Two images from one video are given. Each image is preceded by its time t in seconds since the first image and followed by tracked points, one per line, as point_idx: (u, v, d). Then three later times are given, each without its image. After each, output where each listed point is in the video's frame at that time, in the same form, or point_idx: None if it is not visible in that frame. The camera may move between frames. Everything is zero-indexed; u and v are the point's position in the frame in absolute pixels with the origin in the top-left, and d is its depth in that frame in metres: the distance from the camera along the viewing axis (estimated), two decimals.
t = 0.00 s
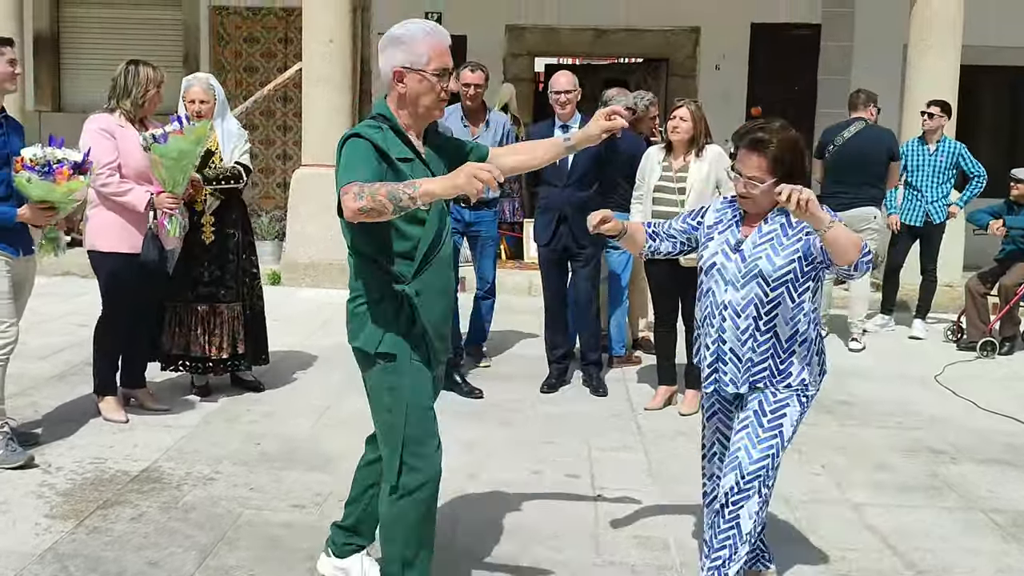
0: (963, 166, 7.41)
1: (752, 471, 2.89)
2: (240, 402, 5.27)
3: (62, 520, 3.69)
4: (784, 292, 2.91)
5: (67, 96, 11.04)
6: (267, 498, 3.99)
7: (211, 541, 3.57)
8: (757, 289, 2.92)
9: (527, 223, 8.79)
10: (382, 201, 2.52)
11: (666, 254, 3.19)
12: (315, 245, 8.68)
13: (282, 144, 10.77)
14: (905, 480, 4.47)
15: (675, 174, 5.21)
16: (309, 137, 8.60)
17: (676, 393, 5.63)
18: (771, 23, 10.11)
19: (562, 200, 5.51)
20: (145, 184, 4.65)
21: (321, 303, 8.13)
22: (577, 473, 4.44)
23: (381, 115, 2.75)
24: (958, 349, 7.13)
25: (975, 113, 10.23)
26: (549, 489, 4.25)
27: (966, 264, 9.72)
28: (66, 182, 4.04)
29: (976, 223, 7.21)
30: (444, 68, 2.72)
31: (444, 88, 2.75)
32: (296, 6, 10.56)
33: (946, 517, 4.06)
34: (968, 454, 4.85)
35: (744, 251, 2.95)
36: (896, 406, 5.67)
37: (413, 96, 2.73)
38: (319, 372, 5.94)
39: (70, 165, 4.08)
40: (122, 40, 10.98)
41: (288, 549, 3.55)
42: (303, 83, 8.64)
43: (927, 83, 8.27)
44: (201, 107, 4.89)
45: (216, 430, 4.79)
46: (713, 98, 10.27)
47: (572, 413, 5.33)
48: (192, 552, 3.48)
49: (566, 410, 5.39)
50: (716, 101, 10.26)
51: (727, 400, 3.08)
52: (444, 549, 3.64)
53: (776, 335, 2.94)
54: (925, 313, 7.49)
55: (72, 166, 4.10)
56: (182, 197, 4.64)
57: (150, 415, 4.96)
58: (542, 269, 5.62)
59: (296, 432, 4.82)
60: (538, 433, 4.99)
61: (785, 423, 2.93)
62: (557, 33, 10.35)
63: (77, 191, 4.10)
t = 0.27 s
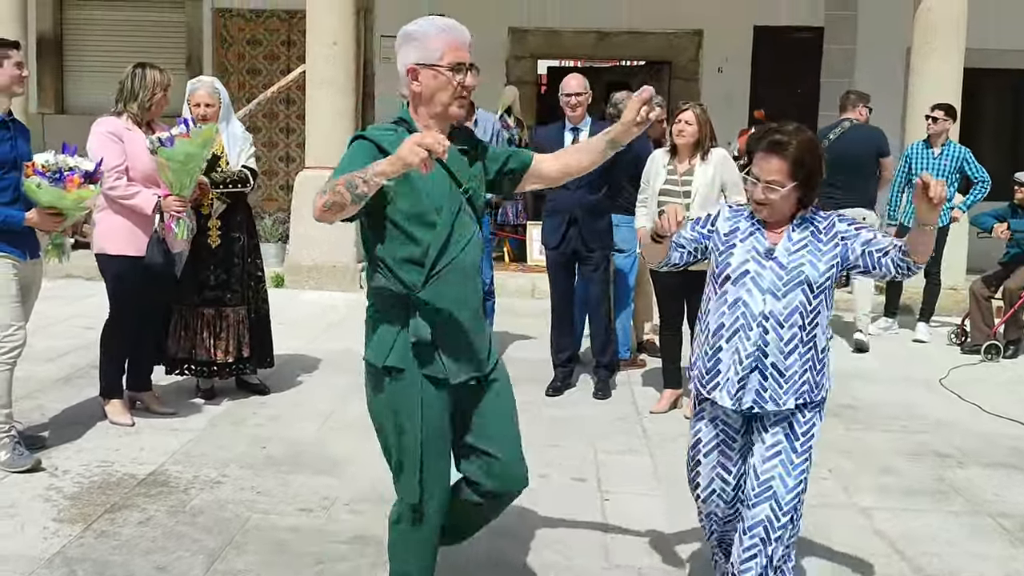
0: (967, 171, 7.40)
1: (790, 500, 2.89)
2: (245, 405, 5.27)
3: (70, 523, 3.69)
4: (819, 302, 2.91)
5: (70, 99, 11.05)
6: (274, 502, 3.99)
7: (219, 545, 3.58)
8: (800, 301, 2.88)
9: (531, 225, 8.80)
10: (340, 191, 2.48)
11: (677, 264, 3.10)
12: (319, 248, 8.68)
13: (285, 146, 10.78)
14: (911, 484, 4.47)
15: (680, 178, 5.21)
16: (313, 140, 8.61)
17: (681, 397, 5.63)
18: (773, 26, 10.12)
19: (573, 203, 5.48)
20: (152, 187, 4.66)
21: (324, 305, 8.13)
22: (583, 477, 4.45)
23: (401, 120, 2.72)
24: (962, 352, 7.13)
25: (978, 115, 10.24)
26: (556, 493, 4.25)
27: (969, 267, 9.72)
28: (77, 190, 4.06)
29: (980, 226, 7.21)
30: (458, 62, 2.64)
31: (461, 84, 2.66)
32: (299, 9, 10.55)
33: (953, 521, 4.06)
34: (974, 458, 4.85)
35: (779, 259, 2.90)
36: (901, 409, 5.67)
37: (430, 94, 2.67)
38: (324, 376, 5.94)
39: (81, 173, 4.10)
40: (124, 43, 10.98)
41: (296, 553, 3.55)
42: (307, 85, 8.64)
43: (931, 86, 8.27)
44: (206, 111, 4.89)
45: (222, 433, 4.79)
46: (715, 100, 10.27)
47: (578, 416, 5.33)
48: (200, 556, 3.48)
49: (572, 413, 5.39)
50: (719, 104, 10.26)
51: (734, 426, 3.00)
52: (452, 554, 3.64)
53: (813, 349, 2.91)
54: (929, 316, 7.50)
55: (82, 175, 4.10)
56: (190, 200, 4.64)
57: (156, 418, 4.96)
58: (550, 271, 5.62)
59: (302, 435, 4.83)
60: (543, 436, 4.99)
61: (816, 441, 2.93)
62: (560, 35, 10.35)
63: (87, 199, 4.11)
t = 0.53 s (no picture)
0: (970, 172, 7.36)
1: (809, 501, 2.97)
2: (250, 408, 5.27)
3: (75, 527, 3.68)
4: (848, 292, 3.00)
5: (72, 101, 11.05)
6: (280, 505, 3.98)
7: (226, 548, 3.56)
8: (856, 297, 2.89)
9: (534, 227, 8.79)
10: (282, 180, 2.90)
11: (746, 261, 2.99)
12: (321, 250, 8.67)
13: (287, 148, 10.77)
14: (918, 487, 4.46)
15: (685, 179, 5.19)
16: (316, 142, 8.60)
17: (686, 399, 5.62)
18: (775, 28, 10.14)
19: (586, 206, 5.48)
20: (157, 190, 4.65)
21: (328, 307, 8.13)
22: (589, 480, 4.43)
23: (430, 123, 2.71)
24: (967, 355, 7.12)
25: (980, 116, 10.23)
26: (562, 495, 4.24)
27: (972, 269, 9.71)
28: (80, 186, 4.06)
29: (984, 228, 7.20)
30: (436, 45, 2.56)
31: (449, 67, 2.56)
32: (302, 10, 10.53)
33: (961, 524, 4.05)
34: (980, 461, 4.84)
35: (833, 253, 2.86)
36: (906, 412, 5.66)
37: (428, 81, 2.61)
38: (329, 378, 5.93)
39: (83, 169, 4.10)
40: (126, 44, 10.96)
41: (303, 556, 3.54)
42: (309, 87, 8.63)
43: (934, 87, 8.26)
44: (210, 113, 4.88)
45: (226, 435, 4.78)
46: (718, 102, 10.26)
47: (582, 419, 5.32)
48: (207, 560, 3.47)
49: (577, 416, 5.38)
50: (722, 106, 10.25)
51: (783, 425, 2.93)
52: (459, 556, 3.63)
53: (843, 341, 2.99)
54: (933, 319, 7.49)
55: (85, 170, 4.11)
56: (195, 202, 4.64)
57: (161, 421, 4.95)
58: (561, 274, 5.62)
59: (307, 438, 4.82)
60: (549, 439, 4.98)
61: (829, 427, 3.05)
62: (562, 37, 10.34)
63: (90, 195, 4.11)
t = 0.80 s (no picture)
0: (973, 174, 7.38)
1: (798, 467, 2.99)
2: (253, 410, 5.26)
3: (80, 529, 3.68)
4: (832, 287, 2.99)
5: (73, 102, 11.04)
6: (284, 507, 3.98)
7: (231, 551, 3.56)
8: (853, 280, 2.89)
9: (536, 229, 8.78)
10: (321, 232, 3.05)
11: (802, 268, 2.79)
12: (323, 251, 8.67)
13: (289, 149, 10.76)
14: (922, 489, 4.46)
15: (691, 180, 5.20)
16: (317, 143, 8.60)
17: (690, 401, 5.62)
18: (777, 29, 10.12)
19: (602, 208, 5.49)
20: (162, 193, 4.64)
21: (330, 309, 8.12)
22: (594, 482, 4.43)
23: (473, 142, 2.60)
24: (969, 357, 7.12)
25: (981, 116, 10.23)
26: (567, 497, 4.24)
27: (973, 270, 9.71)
28: (84, 191, 4.04)
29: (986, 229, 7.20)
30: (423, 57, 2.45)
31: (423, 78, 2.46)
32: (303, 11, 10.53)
33: (966, 526, 4.05)
34: (985, 463, 4.84)
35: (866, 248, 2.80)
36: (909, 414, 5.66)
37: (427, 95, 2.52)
38: (332, 380, 5.93)
39: (87, 174, 4.07)
40: (127, 46, 10.96)
41: (308, 559, 3.53)
42: (311, 88, 8.62)
43: (936, 89, 8.26)
44: (213, 115, 4.86)
45: (230, 438, 4.78)
46: (719, 103, 10.25)
47: (586, 421, 5.32)
48: (212, 563, 3.46)
49: (580, 418, 5.37)
50: (723, 107, 10.25)
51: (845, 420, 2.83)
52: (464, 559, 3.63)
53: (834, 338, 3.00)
54: (935, 320, 7.49)
55: (89, 175, 4.08)
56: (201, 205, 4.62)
57: (165, 423, 4.95)
58: (572, 277, 5.61)
59: (310, 440, 4.81)
60: (552, 441, 4.97)
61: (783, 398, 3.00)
62: (563, 38, 10.33)
63: (94, 201, 4.10)
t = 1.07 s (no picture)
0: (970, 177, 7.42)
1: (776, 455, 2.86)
2: (253, 413, 5.26)
3: (81, 532, 3.68)
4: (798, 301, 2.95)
5: (71, 104, 11.03)
6: (286, 510, 3.98)
7: (232, 554, 3.56)
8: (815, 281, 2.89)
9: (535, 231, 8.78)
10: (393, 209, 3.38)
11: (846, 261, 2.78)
12: (322, 253, 8.67)
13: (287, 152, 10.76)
14: (922, 491, 4.47)
15: (693, 183, 5.21)
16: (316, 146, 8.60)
17: (689, 403, 5.62)
18: (776, 32, 10.13)
19: (608, 211, 5.51)
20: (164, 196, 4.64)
21: (328, 312, 8.12)
22: (594, 485, 4.43)
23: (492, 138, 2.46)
24: (968, 359, 7.13)
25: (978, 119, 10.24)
26: (568, 500, 4.24)
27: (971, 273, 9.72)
28: (87, 194, 4.07)
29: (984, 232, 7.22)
30: (424, 60, 2.38)
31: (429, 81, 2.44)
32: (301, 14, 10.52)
33: (966, 529, 4.06)
34: (984, 465, 4.85)
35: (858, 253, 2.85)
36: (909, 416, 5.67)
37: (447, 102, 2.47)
38: (332, 383, 5.92)
39: (91, 176, 4.10)
40: (125, 48, 10.95)
41: (309, 562, 3.53)
42: (310, 91, 8.61)
43: (934, 91, 8.27)
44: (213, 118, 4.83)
45: (230, 441, 4.77)
46: (718, 106, 10.27)
47: (585, 424, 5.32)
48: (213, 565, 3.46)
49: (580, 421, 5.38)
50: (721, 110, 10.26)
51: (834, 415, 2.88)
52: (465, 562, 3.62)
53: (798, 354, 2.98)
54: (933, 323, 7.50)
55: (92, 178, 4.10)
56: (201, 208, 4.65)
57: (164, 426, 4.95)
58: (577, 279, 5.58)
59: (310, 443, 4.81)
60: (552, 444, 4.97)
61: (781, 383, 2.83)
62: (562, 41, 10.34)
63: (96, 202, 4.12)
